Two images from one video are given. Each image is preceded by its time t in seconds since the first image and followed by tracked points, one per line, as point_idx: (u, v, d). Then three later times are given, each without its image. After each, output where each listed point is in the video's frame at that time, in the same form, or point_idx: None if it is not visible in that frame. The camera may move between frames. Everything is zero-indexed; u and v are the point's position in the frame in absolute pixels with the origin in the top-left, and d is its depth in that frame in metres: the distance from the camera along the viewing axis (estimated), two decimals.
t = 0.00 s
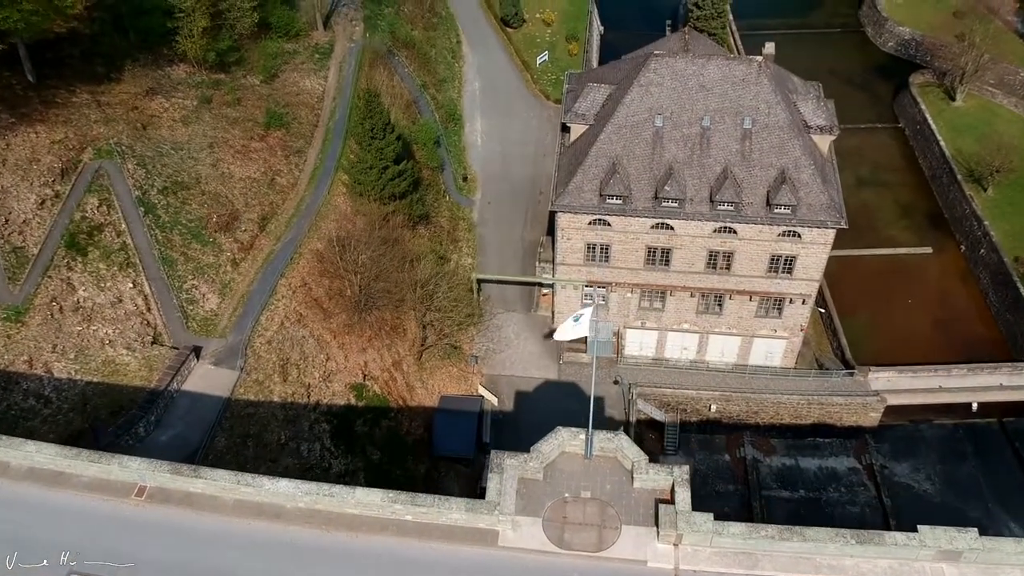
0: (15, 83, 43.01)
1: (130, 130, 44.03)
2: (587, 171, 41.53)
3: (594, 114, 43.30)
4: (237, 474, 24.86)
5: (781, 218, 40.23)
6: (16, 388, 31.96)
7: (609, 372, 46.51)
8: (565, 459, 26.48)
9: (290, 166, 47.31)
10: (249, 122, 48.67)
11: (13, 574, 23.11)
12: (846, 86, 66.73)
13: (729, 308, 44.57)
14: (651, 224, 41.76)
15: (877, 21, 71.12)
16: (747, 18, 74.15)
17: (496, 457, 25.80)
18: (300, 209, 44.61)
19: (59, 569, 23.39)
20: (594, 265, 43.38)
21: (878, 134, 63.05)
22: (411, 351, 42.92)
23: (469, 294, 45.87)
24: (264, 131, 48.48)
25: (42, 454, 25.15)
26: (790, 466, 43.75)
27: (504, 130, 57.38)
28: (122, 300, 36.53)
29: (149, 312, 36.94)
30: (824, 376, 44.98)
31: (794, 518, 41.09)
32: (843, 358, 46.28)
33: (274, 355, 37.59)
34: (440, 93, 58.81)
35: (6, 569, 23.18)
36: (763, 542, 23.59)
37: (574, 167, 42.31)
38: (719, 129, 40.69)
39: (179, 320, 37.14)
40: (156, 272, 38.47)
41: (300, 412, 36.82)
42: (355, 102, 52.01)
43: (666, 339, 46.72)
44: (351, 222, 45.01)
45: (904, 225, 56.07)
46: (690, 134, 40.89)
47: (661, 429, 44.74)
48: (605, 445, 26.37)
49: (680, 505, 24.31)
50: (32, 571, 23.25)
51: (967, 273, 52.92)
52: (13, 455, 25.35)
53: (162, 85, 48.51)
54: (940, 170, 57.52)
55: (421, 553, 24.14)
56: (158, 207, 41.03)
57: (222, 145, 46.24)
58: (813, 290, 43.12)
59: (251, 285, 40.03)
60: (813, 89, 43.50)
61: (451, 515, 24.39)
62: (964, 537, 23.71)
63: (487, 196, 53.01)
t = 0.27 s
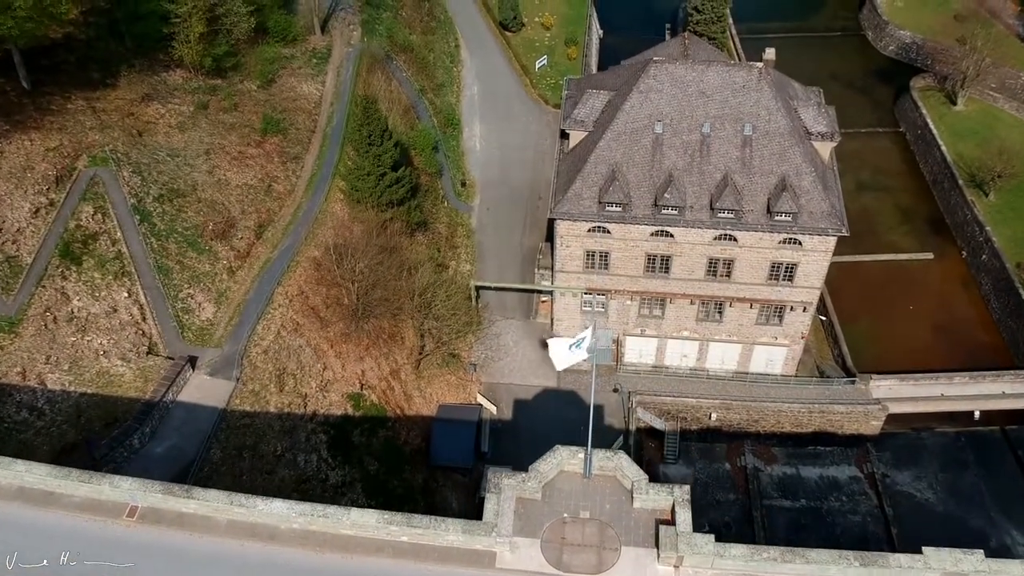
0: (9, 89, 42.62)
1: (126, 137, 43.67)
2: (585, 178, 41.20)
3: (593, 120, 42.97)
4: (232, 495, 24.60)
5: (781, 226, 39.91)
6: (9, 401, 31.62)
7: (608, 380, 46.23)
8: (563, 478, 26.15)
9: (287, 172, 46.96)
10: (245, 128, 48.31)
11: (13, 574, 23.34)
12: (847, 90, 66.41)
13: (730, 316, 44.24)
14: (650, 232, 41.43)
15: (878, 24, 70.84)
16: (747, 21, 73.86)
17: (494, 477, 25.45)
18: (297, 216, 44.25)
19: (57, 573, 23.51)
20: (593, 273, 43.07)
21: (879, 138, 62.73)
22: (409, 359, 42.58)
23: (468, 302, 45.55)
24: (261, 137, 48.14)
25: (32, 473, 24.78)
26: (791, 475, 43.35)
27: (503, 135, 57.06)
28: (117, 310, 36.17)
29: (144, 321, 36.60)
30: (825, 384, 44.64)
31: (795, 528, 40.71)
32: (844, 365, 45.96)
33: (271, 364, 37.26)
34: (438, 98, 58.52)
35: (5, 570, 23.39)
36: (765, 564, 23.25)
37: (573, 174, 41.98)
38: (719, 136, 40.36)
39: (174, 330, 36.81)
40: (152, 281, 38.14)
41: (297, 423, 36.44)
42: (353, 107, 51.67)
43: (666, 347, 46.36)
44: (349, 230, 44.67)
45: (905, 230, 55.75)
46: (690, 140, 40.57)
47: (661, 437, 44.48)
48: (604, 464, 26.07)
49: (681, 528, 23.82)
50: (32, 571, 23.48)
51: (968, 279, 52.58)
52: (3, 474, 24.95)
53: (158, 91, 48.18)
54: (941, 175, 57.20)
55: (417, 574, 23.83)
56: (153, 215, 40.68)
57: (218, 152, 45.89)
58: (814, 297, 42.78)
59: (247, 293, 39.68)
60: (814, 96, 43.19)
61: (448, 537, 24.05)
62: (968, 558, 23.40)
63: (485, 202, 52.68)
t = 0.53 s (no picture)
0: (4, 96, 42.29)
1: (122, 144, 43.34)
2: (585, 186, 40.89)
3: (592, 127, 42.66)
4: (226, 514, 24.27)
5: (782, 234, 39.60)
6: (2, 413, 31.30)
7: (607, 389, 45.50)
8: (562, 497, 25.77)
9: (285, 178, 46.65)
10: (242, 134, 47.98)
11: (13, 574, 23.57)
12: (847, 94, 66.10)
13: (730, 323, 43.90)
14: (650, 240, 41.11)
15: (878, 28, 70.54)
16: (747, 24, 73.58)
17: (492, 496, 25.05)
18: (294, 223, 43.92)
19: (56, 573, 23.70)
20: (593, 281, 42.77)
21: (880, 143, 62.43)
22: (407, 368, 42.25)
23: (466, 310, 45.24)
24: (258, 143, 47.81)
25: (21, 494, 24.44)
26: (792, 484, 43.02)
27: (502, 140, 56.76)
28: (112, 320, 35.83)
29: (140, 331, 36.28)
30: (826, 392, 44.30)
31: (796, 538, 40.50)
32: (845, 374, 45.63)
33: (267, 374, 36.93)
34: (436, 103, 58.24)
35: (5, 570, 23.63)
36: None
37: (573, 181, 41.65)
38: (720, 143, 40.05)
39: (169, 339, 36.49)
40: (147, 290, 37.82)
41: (294, 434, 36.12)
42: (351, 113, 51.36)
43: (665, 355, 46.00)
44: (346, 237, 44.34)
45: (906, 236, 55.44)
46: (690, 148, 40.26)
47: (661, 446, 44.21)
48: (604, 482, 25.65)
49: (681, 549, 23.72)
50: (32, 571, 23.68)
51: (970, 286, 52.26)
52: None
53: (155, 97, 47.87)
54: (942, 180, 56.87)
55: None
56: (149, 223, 40.35)
57: (215, 158, 45.57)
58: (815, 305, 42.45)
59: (243, 302, 39.34)
60: (815, 103, 42.88)
61: (444, 558, 23.75)
62: None
63: (484, 208, 52.37)
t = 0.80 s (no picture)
0: None
1: (117, 150, 43.01)
2: (584, 193, 40.58)
3: (592, 134, 42.34)
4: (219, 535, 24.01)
5: (782, 241, 39.30)
6: None
7: (607, 397, 45.11)
8: (561, 517, 25.47)
9: (282, 185, 46.34)
10: (239, 140, 47.66)
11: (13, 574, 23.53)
12: (848, 98, 65.82)
13: (730, 331, 43.58)
14: (650, 247, 40.80)
15: (879, 31, 70.29)
16: (747, 28, 73.28)
17: (488, 517, 24.62)
18: (290, 230, 43.59)
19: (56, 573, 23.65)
20: (592, 288, 42.48)
21: (880, 147, 62.15)
22: (405, 376, 41.95)
23: (465, 317, 44.93)
24: (255, 149, 47.50)
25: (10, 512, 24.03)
26: (793, 492, 42.71)
27: (501, 144, 56.46)
28: (107, 330, 35.53)
29: (135, 341, 35.99)
30: (827, 400, 44.00)
31: (797, 548, 40.16)
32: (846, 381, 45.31)
33: (264, 384, 36.61)
34: (435, 107, 57.96)
35: (5, 570, 23.59)
36: None
37: (572, 188, 41.33)
38: (720, 150, 39.75)
39: (165, 349, 36.19)
40: (142, 298, 37.53)
41: (290, 444, 35.81)
42: (349, 118, 51.06)
43: (665, 362, 45.67)
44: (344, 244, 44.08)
45: (907, 241, 55.15)
46: (690, 154, 39.96)
47: (661, 454, 43.97)
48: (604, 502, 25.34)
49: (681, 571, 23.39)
50: (32, 572, 23.65)
51: (972, 291, 51.96)
52: None
53: (151, 103, 47.56)
54: (943, 185, 56.57)
55: None
56: (145, 231, 40.06)
57: (211, 165, 45.24)
58: (816, 313, 42.13)
59: (239, 311, 39.02)
60: (816, 110, 42.60)
61: None
62: None
63: (483, 214, 52.07)
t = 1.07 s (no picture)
0: None
1: (113, 157, 42.67)
2: (583, 200, 40.29)
3: (591, 140, 42.06)
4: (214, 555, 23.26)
5: (783, 249, 39.01)
6: None
7: (607, 405, 44.53)
8: (559, 537, 24.81)
9: (278, 191, 46.05)
10: (236, 146, 47.34)
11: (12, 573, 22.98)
12: (848, 102, 65.56)
13: (731, 339, 43.26)
14: (649, 255, 40.49)
15: (879, 35, 70.08)
16: (747, 31, 73.02)
17: (485, 538, 24.15)
18: (287, 238, 43.29)
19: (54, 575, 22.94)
20: (591, 296, 42.17)
21: (881, 152, 61.86)
22: (403, 385, 41.66)
23: (463, 325, 44.63)
24: (252, 155, 47.18)
25: None
26: (794, 501, 42.40)
27: (499, 150, 56.17)
28: (101, 340, 35.21)
29: (130, 350, 35.68)
30: (828, 408, 43.70)
31: (798, 557, 39.83)
32: (847, 389, 45.02)
33: (260, 394, 36.30)
34: (433, 112, 57.67)
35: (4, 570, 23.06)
36: None
37: (571, 195, 41.02)
38: (720, 157, 39.47)
39: (160, 359, 35.89)
40: (138, 307, 37.23)
41: (287, 455, 35.51)
42: (346, 124, 50.76)
43: (665, 370, 45.35)
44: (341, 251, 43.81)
45: (908, 247, 54.87)
46: (690, 161, 39.67)
47: (661, 462, 43.77)
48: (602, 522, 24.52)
49: None
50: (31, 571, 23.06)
51: (973, 297, 51.67)
52: None
53: (147, 109, 47.24)
54: (944, 190, 56.28)
55: None
56: (140, 239, 39.75)
57: (208, 171, 44.93)
58: (817, 320, 41.82)
59: (236, 320, 38.71)
60: (816, 116, 42.33)
61: None
62: None
63: (481, 220, 51.77)
